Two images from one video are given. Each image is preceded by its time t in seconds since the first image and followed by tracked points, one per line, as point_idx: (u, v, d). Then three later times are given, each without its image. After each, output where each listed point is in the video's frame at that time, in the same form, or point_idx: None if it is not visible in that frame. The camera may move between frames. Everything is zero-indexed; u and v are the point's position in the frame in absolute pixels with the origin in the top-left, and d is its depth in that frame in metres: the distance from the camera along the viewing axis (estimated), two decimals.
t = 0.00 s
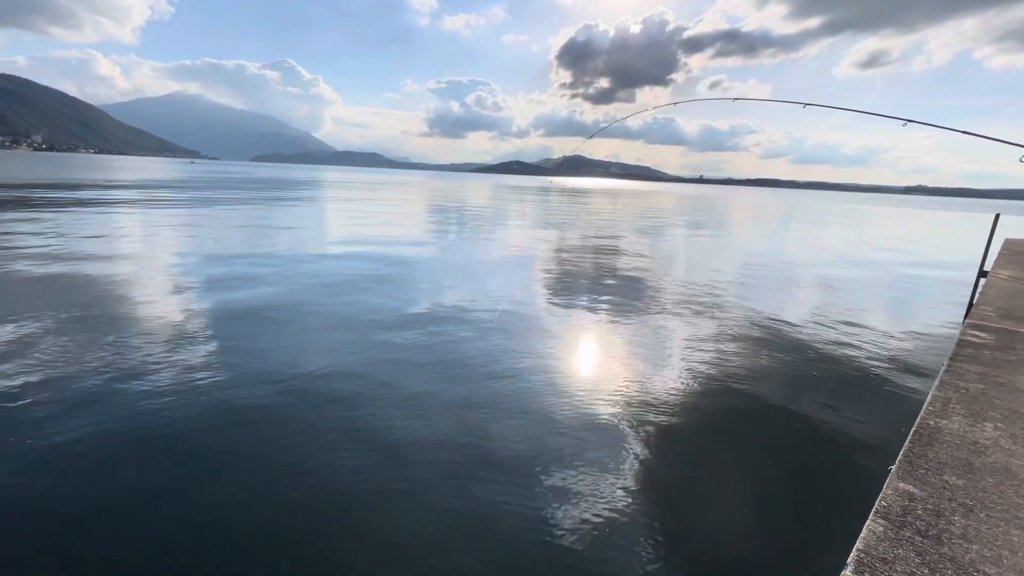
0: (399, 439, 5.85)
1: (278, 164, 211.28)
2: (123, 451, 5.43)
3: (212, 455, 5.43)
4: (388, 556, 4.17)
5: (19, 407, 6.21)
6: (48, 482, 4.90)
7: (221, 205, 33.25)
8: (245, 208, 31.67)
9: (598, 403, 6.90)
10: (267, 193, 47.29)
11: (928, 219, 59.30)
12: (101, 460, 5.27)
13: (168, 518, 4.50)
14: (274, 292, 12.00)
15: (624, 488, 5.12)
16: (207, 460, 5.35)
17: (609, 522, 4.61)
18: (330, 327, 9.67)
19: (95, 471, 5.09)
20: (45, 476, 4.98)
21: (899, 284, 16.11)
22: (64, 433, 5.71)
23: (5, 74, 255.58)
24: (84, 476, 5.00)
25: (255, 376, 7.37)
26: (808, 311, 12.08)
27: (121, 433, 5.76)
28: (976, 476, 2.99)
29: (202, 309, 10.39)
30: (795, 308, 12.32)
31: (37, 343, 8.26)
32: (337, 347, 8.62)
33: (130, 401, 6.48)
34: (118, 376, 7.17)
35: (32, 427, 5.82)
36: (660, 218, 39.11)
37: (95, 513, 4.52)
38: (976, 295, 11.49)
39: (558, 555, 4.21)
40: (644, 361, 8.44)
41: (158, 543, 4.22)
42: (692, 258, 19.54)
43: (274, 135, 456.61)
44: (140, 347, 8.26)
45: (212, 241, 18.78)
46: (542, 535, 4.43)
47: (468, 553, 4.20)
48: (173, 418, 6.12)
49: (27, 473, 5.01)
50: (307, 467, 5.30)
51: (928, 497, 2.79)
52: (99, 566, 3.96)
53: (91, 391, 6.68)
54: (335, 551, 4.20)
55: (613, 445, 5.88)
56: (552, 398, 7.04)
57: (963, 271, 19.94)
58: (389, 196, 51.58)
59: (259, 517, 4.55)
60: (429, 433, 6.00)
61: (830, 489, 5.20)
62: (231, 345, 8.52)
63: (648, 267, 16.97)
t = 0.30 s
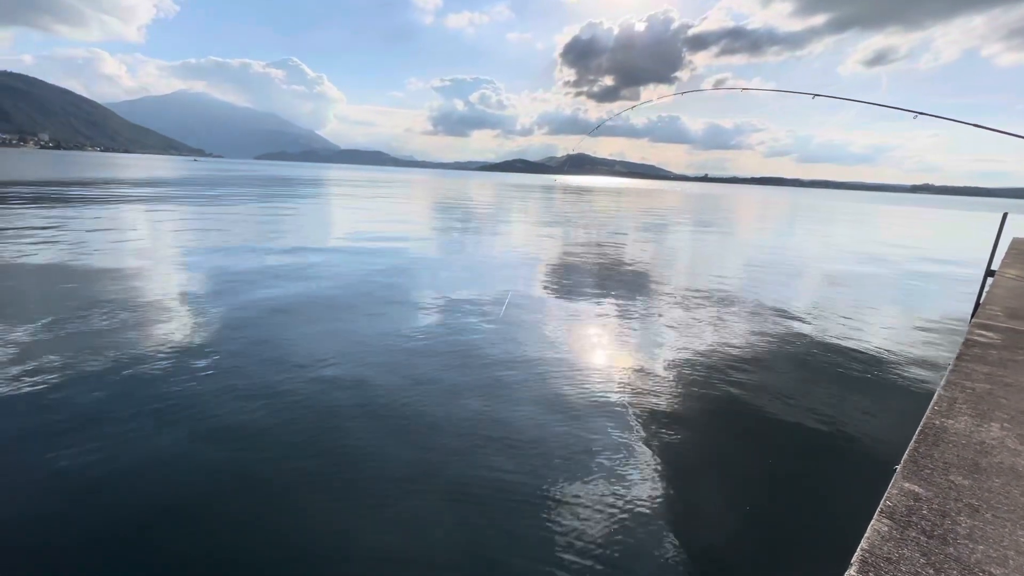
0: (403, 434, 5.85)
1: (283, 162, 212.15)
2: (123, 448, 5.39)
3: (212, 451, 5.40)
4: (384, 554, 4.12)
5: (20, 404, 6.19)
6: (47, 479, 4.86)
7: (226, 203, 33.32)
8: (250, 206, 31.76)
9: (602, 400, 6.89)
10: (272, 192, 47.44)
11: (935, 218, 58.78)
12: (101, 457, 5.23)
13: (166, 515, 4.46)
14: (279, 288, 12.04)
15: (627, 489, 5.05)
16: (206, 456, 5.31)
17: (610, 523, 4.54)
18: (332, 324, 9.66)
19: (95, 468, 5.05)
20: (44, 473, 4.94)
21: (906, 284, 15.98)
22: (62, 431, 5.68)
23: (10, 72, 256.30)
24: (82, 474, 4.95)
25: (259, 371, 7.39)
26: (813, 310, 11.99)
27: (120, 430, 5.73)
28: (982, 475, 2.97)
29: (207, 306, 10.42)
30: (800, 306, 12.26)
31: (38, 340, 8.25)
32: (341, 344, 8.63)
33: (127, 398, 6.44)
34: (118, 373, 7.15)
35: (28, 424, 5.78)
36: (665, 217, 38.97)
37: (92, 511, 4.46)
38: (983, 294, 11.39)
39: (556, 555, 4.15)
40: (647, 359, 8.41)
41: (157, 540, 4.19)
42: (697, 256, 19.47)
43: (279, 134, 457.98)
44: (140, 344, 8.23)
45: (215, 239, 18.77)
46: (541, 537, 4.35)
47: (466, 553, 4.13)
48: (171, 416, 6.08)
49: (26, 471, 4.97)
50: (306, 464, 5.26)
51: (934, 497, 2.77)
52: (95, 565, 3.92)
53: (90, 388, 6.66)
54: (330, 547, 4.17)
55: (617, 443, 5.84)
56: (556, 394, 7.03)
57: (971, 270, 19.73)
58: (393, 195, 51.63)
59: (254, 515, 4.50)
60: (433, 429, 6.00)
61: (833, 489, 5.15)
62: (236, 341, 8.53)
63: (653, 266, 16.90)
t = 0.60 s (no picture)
0: (406, 433, 5.88)
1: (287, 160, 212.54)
2: (121, 453, 5.36)
3: (210, 455, 5.37)
4: (387, 559, 4.09)
5: (25, 404, 6.21)
6: (46, 486, 4.83)
7: (230, 201, 33.38)
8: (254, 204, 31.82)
9: (605, 399, 6.89)
10: (276, 190, 47.45)
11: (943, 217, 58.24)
12: (100, 462, 5.21)
13: (167, 522, 4.43)
14: (283, 287, 12.07)
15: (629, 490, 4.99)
16: (205, 460, 5.28)
17: (613, 521, 4.51)
18: (334, 323, 9.66)
19: (94, 473, 5.03)
20: (43, 479, 4.91)
21: (913, 283, 15.88)
22: (63, 433, 5.67)
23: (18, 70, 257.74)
24: (81, 480, 4.92)
25: (264, 371, 7.42)
26: (817, 308, 11.93)
27: (122, 432, 5.73)
28: (989, 476, 2.96)
29: (212, 305, 10.46)
30: (805, 305, 12.21)
31: (40, 340, 8.24)
32: (345, 343, 8.65)
33: (131, 399, 6.46)
34: (121, 374, 7.16)
35: (33, 425, 5.79)
36: (669, 216, 38.79)
37: (93, 517, 4.44)
38: (991, 294, 11.30)
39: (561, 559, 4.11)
40: (651, 357, 8.40)
41: (161, 544, 4.19)
42: (701, 255, 19.39)
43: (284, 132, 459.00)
44: (143, 345, 8.23)
45: (217, 237, 18.73)
46: (545, 539, 4.30)
47: (469, 558, 4.09)
48: (174, 418, 6.09)
49: (25, 475, 4.94)
50: (306, 469, 5.23)
51: (940, 498, 2.76)
52: (96, 572, 3.89)
53: (93, 389, 6.67)
54: (332, 553, 4.15)
55: (621, 441, 5.84)
56: (559, 393, 7.04)
57: (979, 269, 19.56)
58: (397, 193, 51.62)
59: (257, 521, 4.48)
60: (436, 428, 6.02)
61: (839, 489, 5.09)
62: (241, 340, 8.57)
63: (657, 265, 16.84)
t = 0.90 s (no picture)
0: (408, 430, 5.90)
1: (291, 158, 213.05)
2: (124, 447, 5.39)
3: (206, 457, 5.29)
4: (388, 558, 4.07)
5: (30, 399, 6.25)
6: (50, 478, 4.86)
7: (234, 199, 33.43)
8: (257, 202, 31.87)
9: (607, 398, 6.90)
10: (279, 187, 47.49)
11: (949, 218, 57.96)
12: (95, 461, 5.15)
13: (171, 514, 4.46)
14: (286, 285, 12.11)
15: (629, 494, 4.92)
16: (199, 463, 5.19)
17: (614, 520, 4.52)
18: (336, 321, 9.66)
19: (85, 475, 4.93)
20: (33, 481, 4.81)
21: (917, 284, 15.83)
22: (67, 427, 5.70)
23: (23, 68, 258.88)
24: (79, 478, 4.89)
25: (267, 367, 7.46)
26: (821, 309, 11.87)
27: (117, 431, 5.68)
28: (993, 477, 2.95)
29: (215, 302, 10.50)
30: (808, 305, 12.18)
31: (45, 336, 8.29)
32: (348, 340, 8.69)
33: (129, 396, 6.43)
34: (121, 371, 7.14)
35: (31, 423, 5.77)
36: (673, 215, 38.68)
37: (84, 520, 4.34)
38: (995, 295, 11.26)
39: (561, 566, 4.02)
40: (653, 357, 8.40)
41: (164, 536, 4.21)
42: (704, 255, 19.35)
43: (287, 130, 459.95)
44: (145, 342, 8.24)
45: (220, 235, 18.73)
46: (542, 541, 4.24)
47: (471, 555, 4.11)
48: (177, 412, 6.12)
49: (19, 475, 4.88)
50: (308, 463, 5.25)
51: (943, 498, 2.76)
52: (100, 563, 3.91)
53: (93, 386, 6.66)
54: (335, 547, 4.17)
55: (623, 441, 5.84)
56: (560, 392, 7.05)
57: (984, 271, 19.48)
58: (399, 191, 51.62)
59: (255, 522, 4.42)
60: (438, 426, 6.06)
61: (844, 493, 5.02)
62: (244, 337, 8.61)
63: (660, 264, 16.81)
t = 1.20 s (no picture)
0: (408, 422, 5.92)
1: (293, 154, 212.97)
2: (126, 438, 5.42)
3: (200, 454, 5.22)
4: (389, 545, 4.11)
5: (32, 393, 6.27)
6: (53, 468, 4.90)
7: (235, 196, 33.37)
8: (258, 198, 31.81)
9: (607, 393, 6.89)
10: (281, 183, 47.39)
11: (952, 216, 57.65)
12: (98, 450, 5.19)
13: (173, 503, 4.51)
14: (286, 280, 12.08)
15: (630, 492, 4.84)
16: (199, 454, 5.20)
17: (613, 511, 4.55)
18: (337, 316, 9.66)
19: (88, 464, 4.97)
20: (25, 477, 4.73)
21: (919, 281, 15.78)
22: (69, 420, 5.72)
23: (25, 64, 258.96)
24: (82, 467, 4.94)
25: (267, 361, 7.47)
26: (823, 306, 11.84)
27: (114, 425, 5.66)
28: (994, 475, 2.95)
29: (216, 297, 10.49)
30: (810, 302, 12.15)
31: (46, 331, 8.30)
32: (348, 335, 8.69)
33: (128, 389, 6.43)
34: (122, 364, 7.16)
35: (32, 415, 5.78)
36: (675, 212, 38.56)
37: (84, 512, 4.35)
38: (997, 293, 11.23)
39: (563, 561, 3.99)
40: (653, 353, 8.40)
41: (168, 524, 4.27)
42: (706, 252, 19.30)
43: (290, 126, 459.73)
44: (146, 336, 8.24)
45: (222, 230, 18.75)
46: (542, 531, 4.28)
47: (470, 543, 4.14)
48: (179, 404, 6.15)
49: (22, 464, 4.92)
50: (309, 453, 5.28)
51: (945, 496, 2.75)
52: (105, 551, 3.96)
53: (94, 379, 6.68)
54: (336, 535, 4.21)
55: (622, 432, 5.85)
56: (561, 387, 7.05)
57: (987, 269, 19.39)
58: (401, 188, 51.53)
59: (256, 510, 4.47)
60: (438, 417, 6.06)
61: (841, 487, 5.03)
62: (244, 331, 8.61)
63: (662, 261, 16.76)
